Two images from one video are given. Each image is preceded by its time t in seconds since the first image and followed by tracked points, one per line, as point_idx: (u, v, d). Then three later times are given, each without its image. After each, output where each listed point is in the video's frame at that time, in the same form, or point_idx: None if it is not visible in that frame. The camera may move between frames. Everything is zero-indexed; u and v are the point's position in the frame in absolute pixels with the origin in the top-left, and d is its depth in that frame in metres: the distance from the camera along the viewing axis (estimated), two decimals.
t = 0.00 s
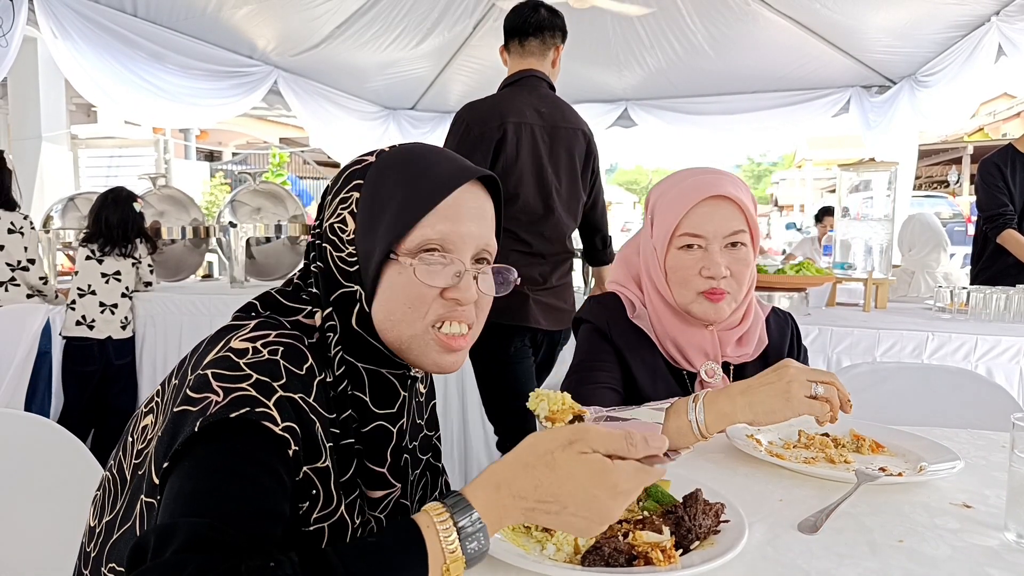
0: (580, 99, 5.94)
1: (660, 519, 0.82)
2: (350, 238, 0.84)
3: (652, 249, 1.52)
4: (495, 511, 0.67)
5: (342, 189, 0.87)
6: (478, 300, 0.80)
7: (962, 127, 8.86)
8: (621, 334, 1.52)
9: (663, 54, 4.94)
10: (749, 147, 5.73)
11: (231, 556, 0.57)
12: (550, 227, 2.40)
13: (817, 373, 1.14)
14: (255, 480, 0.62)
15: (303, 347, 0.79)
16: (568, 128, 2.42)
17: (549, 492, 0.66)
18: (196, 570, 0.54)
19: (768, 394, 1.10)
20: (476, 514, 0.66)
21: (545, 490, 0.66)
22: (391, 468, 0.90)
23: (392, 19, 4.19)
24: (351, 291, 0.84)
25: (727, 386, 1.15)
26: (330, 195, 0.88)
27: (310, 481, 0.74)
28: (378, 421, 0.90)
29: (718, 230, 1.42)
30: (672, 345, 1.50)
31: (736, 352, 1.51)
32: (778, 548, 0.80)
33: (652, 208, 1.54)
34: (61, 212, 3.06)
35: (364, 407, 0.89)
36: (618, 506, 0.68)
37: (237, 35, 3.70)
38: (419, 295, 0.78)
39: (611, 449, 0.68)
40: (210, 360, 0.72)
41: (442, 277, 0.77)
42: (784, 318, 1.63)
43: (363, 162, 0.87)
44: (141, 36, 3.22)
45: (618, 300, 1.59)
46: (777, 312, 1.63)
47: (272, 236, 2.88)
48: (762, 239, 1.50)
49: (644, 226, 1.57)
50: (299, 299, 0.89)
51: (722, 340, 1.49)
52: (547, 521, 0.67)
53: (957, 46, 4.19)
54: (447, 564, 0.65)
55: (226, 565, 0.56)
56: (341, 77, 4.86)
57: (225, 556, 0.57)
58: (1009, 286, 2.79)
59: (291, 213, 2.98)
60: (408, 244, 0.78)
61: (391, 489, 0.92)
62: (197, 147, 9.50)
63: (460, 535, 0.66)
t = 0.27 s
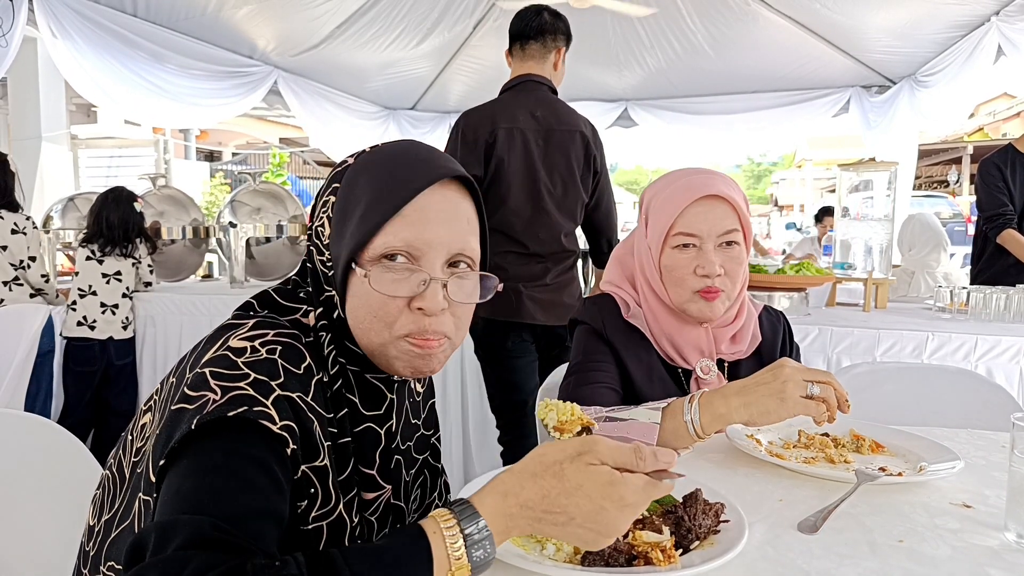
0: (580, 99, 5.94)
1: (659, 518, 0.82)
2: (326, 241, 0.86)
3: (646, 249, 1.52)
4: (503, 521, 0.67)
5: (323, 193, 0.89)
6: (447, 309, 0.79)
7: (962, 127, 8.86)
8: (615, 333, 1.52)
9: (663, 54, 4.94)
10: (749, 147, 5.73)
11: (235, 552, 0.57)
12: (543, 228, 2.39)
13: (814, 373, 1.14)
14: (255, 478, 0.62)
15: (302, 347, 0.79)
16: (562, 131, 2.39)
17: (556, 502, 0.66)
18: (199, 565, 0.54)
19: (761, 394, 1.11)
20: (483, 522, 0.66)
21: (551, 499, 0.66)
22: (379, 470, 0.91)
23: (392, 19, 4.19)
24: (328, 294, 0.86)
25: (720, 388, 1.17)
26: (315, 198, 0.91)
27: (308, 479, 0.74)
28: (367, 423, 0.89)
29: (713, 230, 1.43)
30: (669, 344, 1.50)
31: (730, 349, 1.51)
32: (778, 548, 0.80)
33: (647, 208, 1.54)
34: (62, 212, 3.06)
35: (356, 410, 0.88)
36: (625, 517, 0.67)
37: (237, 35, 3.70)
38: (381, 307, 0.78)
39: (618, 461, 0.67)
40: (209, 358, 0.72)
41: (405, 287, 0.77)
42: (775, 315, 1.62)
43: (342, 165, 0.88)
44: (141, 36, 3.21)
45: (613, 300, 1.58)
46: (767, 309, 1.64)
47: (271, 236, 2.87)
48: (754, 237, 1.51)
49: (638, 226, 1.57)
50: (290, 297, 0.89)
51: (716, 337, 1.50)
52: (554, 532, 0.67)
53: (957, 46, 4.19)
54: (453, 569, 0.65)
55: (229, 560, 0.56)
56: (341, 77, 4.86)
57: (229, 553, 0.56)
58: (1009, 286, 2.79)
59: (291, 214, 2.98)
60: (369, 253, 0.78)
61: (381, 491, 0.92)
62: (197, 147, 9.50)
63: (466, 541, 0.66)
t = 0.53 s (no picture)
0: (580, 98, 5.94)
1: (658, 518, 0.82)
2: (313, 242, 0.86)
3: (645, 249, 1.52)
4: (509, 531, 0.66)
5: (312, 190, 0.88)
6: (434, 313, 0.79)
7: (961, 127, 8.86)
8: (615, 330, 1.51)
9: (663, 54, 4.94)
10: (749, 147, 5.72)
11: (232, 550, 0.57)
12: (536, 228, 2.38)
13: (816, 377, 1.14)
14: (246, 476, 0.62)
15: (290, 344, 0.80)
16: (556, 135, 2.37)
17: (565, 511, 0.66)
18: (197, 564, 0.54)
19: (762, 396, 1.11)
20: (490, 531, 0.65)
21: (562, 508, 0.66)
22: (369, 469, 0.91)
23: (392, 19, 4.19)
24: (314, 295, 0.86)
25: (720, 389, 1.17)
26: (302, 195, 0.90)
27: (300, 476, 0.74)
28: (356, 423, 0.89)
29: (712, 229, 1.43)
30: (667, 343, 1.50)
31: (728, 347, 1.52)
32: (777, 548, 0.79)
33: (646, 207, 1.53)
34: (61, 212, 3.05)
35: (345, 409, 0.88)
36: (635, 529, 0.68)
37: (237, 35, 3.70)
38: (367, 314, 0.78)
39: (625, 471, 0.70)
40: (197, 356, 0.72)
41: (390, 294, 0.77)
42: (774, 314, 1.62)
43: (332, 162, 0.87)
44: (141, 36, 3.21)
45: (611, 300, 1.57)
46: (766, 308, 1.63)
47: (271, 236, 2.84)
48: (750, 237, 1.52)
49: (635, 226, 1.56)
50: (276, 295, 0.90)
51: (714, 335, 1.50)
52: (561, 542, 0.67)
53: (957, 46, 4.19)
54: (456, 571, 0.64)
55: (226, 558, 0.56)
56: (341, 76, 4.86)
57: (225, 552, 0.56)
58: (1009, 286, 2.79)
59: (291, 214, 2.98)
60: (354, 260, 0.78)
61: (371, 491, 0.90)
62: (197, 147, 9.50)
63: (472, 547, 0.65)
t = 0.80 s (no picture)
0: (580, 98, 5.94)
1: (659, 519, 0.82)
2: (329, 241, 0.82)
3: (642, 249, 1.52)
4: (511, 532, 0.66)
5: (315, 188, 0.84)
6: (468, 298, 0.81)
7: (961, 127, 8.86)
8: (613, 331, 1.51)
9: (664, 54, 4.93)
10: (749, 147, 5.72)
11: (228, 550, 0.57)
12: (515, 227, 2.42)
13: (816, 379, 1.13)
14: (240, 474, 0.62)
15: (282, 342, 0.79)
16: (536, 138, 2.38)
17: (569, 510, 0.67)
18: (193, 565, 0.54)
19: (762, 398, 1.10)
20: (491, 533, 0.65)
21: (568, 507, 0.67)
22: (377, 470, 0.90)
23: (392, 19, 4.19)
24: (333, 295, 0.83)
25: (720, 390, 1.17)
26: (301, 194, 0.86)
27: (293, 473, 0.74)
28: (364, 423, 0.89)
29: (708, 230, 1.43)
30: (666, 344, 1.50)
31: (726, 346, 1.52)
32: (777, 548, 0.79)
33: (642, 207, 1.54)
34: (61, 212, 3.05)
35: (348, 407, 0.88)
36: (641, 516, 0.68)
37: (237, 35, 3.70)
38: (406, 302, 0.79)
39: (626, 462, 0.70)
40: (188, 356, 0.72)
41: (432, 280, 0.78)
42: (773, 312, 1.62)
43: (336, 158, 0.85)
44: (141, 36, 3.21)
45: (609, 301, 1.57)
46: (765, 306, 1.63)
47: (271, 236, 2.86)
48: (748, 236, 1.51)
49: (633, 225, 1.56)
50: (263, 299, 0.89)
51: (713, 335, 1.50)
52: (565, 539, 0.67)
53: (957, 46, 4.19)
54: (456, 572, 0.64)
55: (224, 558, 0.56)
56: (341, 76, 4.86)
57: (221, 552, 0.57)
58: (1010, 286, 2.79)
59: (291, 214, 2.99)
60: (394, 249, 0.79)
61: (379, 491, 0.91)
62: (197, 147, 9.50)
63: (472, 548, 0.64)
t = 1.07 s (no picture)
0: (580, 98, 5.94)
1: (660, 519, 0.82)
2: (364, 246, 0.81)
3: (642, 250, 1.52)
4: (508, 523, 0.66)
5: (352, 188, 0.82)
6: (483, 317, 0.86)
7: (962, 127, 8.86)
8: (614, 334, 1.51)
9: (664, 54, 4.94)
10: (749, 147, 5.72)
11: (230, 551, 0.57)
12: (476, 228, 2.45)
13: (817, 380, 1.13)
14: (242, 473, 0.62)
15: (283, 341, 0.79)
16: (495, 140, 2.39)
17: (563, 495, 0.66)
18: (193, 566, 0.54)
19: (762, 398, 1.11)
20: (488, 526, 0.65)
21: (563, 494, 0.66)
22: (381, 467, 0.91)
23: (392, 19, 4.20)
24: (361, 298, 0.83)
25: (720, 389, 1.17)
26: (329, 192, 0.84)
27: (295, 473, 0.74)
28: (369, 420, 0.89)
29: (708, 232, 1.43)
30: (665, 345, 1.50)
31: (726, 347, 1.52)
32: (778, 548, 0.79)
33: (642, 207, 1.54)
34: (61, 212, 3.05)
35: (354, 404, 0.89)
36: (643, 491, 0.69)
37: (237, 35, 3.70)
38: (431, 316, 0.82)
39: (617, 437, 0.70)
40: (189, 356, 0.72)
41: (458, 300, 0.81)
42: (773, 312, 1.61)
43: (379, 162, 0.84)
44: (141, 36, 3.21)
45: (609, 301, 1.57)
46: (765, 306, 1.63)
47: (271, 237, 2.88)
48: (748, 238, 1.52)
49: (633, 225, 1.56)
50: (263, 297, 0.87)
51: (713, 336, 1.51)
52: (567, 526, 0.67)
53: (957, 46, 4.19)
54: (453, 570, 0.64)
55: (225, 559, 0.56)
56: (341, 76, 4.86)
57: (223, 553, 0.57)
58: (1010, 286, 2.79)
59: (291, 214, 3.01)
60: (437, 266, 0.81)
61: (382, 488, 0.91)
62: (197, 147, 9.50)
63: (468, 542, 0.64)
